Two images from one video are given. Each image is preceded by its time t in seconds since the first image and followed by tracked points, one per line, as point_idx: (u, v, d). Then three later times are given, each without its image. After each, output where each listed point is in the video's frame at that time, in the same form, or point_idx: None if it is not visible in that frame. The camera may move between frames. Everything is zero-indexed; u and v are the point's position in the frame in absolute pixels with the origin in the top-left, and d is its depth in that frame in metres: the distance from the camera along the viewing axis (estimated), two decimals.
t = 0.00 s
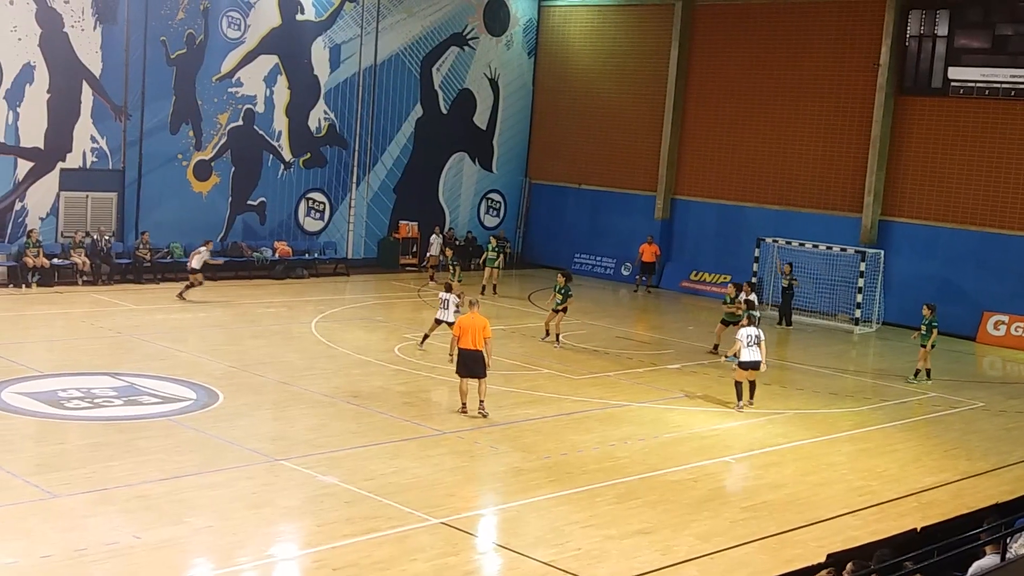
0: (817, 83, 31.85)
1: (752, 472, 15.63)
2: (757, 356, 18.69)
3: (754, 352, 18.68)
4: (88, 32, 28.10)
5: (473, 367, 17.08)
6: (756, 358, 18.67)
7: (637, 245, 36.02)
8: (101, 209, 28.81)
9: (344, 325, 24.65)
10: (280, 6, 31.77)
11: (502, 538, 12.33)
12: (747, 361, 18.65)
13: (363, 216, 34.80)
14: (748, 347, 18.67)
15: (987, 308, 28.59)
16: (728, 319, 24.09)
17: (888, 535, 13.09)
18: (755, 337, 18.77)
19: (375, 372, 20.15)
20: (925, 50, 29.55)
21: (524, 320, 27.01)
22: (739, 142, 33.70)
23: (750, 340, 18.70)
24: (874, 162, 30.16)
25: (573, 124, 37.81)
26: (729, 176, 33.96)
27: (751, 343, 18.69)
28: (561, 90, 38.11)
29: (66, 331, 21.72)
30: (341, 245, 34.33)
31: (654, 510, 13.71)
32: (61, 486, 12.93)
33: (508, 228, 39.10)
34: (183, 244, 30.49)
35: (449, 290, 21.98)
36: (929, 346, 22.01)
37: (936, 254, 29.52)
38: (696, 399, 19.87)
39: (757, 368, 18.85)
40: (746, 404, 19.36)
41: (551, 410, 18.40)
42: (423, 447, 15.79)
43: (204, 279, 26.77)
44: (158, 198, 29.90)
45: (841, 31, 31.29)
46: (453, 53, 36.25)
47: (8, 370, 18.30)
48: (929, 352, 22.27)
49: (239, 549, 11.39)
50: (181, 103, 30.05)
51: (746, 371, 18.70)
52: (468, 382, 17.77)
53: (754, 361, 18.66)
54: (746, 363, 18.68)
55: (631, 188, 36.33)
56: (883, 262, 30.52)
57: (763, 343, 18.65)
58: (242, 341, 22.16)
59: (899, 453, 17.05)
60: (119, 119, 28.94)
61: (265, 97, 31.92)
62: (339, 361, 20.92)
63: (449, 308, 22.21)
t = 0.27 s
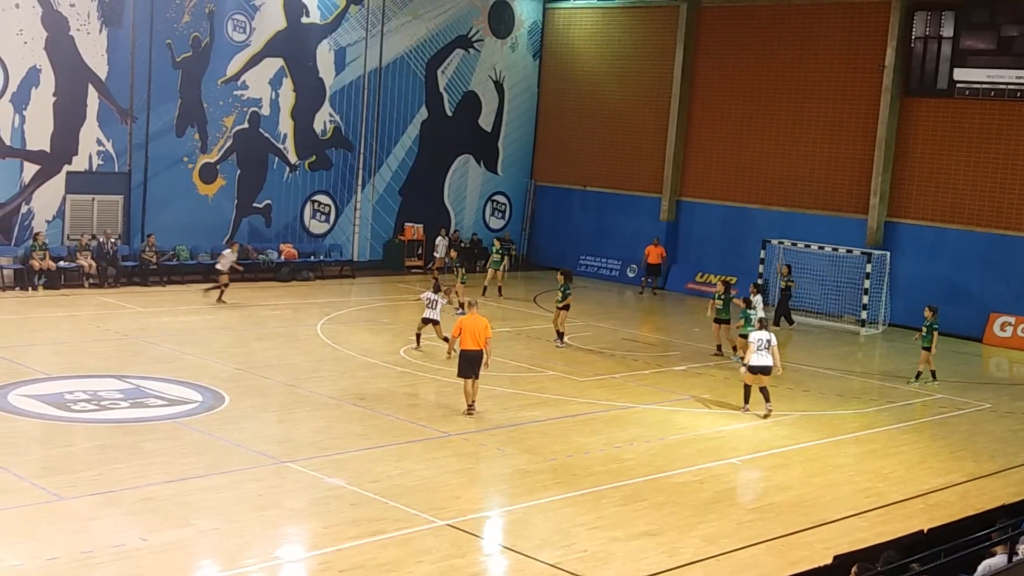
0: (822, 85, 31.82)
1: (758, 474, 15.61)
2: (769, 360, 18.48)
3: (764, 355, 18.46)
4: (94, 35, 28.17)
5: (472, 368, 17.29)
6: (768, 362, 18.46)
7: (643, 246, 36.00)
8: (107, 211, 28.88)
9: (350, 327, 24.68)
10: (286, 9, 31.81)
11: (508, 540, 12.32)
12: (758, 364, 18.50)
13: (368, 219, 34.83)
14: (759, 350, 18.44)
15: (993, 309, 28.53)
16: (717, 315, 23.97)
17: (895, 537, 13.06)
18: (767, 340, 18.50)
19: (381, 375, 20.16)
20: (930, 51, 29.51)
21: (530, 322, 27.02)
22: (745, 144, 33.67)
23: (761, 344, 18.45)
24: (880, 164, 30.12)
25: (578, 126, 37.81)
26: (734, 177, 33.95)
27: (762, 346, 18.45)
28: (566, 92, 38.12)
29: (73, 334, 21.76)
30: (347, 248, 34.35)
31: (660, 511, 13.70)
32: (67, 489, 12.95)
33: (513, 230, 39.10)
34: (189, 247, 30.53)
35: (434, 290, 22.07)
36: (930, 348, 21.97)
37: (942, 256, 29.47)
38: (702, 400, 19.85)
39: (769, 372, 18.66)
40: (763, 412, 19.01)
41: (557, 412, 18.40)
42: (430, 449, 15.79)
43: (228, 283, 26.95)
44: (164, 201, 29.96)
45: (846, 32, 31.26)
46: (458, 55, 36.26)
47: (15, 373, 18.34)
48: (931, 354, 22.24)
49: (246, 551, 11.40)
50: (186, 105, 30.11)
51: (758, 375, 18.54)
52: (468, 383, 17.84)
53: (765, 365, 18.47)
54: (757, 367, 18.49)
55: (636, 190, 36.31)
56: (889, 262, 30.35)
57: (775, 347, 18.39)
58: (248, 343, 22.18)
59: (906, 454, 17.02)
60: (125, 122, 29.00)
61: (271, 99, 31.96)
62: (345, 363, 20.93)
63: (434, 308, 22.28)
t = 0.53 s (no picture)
0: (822, 87, 31.83)
1: (757, 477, 15.60)
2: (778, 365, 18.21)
3: (774, 360, 18.17)
4: (95, 37, 28.20)
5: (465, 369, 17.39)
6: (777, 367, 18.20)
7: (643, 249, 36.01)
8: (107, 214, 28.88)
9: (349, 330, 24.67)
10: (286, 11, 31.83)
11: (507, 543, 12.32)
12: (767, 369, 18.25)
13: (368, 221, 34.84)
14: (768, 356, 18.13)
15: (993, 311, 28.50)
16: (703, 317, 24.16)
17: (894, 540, 13.06)
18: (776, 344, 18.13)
19: (380, 377, 20.16)
20: (930, 54, 29.52)
21: (530, 325, 27.02)
22: (745, 146, 33.67)
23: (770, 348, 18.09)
24: (880, 166, 30.12)
25: (579, 129, 37.82)
26: (734, 180, 33.95)
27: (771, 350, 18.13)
28: (566, 94, 38.13)
29: (72, 336, 21.75)
30: (347, 250, 34.35)
31: (659, 514, 13.69)
32: (67, 492, 12.95)
33: (513, 232, 39.11)
34: (189, 249, 30.53)
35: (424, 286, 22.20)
36: (924, 349, 21.97)
37: (942, 258, 29.45)
38: (701, 403, 19.85)
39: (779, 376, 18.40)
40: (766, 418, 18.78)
41: (556, 415, 18.39)
42: (429, 452, 15.79)
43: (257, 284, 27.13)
44: (164, 203, 29.97)
45: (846, 34, 31.26)
46: (458, 58, 36.28)
47: (14, 376, 18.33)
48: (924, 356, 22.26)
49: (245, 554, 11.39)
50: (187, 108, 30.13)
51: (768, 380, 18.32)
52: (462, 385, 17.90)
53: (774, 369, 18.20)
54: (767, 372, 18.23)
55: (636, 192, 36.31)
56: (889, 265, 30.31)
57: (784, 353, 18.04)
58: (247, 346, 22.18)
59: (905, 457, 17.02)
60: (126, 124, 29.02)
61: (271, 102, 31.98)
62: (344, 366, 20.92)
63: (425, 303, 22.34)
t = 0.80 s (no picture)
0: (817, 93, 31.90)
1: (753, 483, 15.61)
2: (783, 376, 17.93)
3: (779, 371, 17.89)
4: (90, 44, 28.21)
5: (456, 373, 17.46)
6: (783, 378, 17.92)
7: (639, 255, 36.04)
8: (103, 220, 28.86)
9: (346, 336, 24.65)
10: (283, 18, 31.86)
11: (504, 550, 12.30)
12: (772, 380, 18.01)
13: (365, 227, 34.83)
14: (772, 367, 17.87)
15: (988, 317, 28.58)
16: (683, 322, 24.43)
17: (890, 546, 13.05)
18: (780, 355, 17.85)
19: (377, 384, 20.14)
20: (925, 60, 29.60)
21: (526, 331, 27.02)
22: (741, 152, 33.72)
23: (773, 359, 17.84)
24: (875, 172, 30.18)
25: (574, 135, 37.86)
26: (730, 186, 34.00)
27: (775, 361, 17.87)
28: (562, 101, 38.18)
29: (68, 343, 21.73)
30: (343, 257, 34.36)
31: (656, 520, 13.68)
32: (62, 499, 12.92)
33: (509, 238, 39.13)
34: (185, 256, 30.52)
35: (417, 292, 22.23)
36: (916, 354, 22.01)
37: (938, 264, 29.50)
38: (698, 409, 19.84)
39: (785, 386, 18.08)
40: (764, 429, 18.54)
41: (552, 421, 18.38)
42: (425, 458, 15.78)
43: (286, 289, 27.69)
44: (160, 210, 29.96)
45: (841, 41, 31.34)
46: (454, 64, 36.33)
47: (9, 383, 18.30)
48: (915, 361, 22.32)
49: (241, 561, 11.37)
50: (182, 115, 30.13)
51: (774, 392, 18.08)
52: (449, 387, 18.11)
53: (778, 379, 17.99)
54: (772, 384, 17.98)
55: (632, 198, 36.35)
56: (885, 270, 30.43)
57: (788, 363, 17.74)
58: (244, 352, 22.16)
59: (901, 463, 17.03)
60: (121, 131, 29.02)
61: (267, 108, 31.98)
62: (340, 373, 20.91)
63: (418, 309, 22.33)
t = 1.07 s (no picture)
0: (812, 95, 31.95)
1: (747, 484, 15.63)
2: (787, 379, 17.60)
3: (782, 374, 17.60)
4: (85, 45, 28.17)
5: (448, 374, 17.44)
6: (786, 380, 17.60)
7: (634, 256, 36.05)
8: (98, 221, 28.82)
9: (341, 338, 24.62)
10: (278, 19, 31.84)
11: (498, 551, 12.30)
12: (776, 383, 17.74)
13: (359, 229, 34.81)
14: (773, 369, 17.61)
15: (982, 319, 28.64)
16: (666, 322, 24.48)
17: (884, 548, 13.07)
18: (782, 357, 17.56)
19: (371, 385, 20.13)
20: (920, 62, 29.66)
21: (521, 332, 27.01)
22: (736, 154, 33.76)
23: (774, 361, 17.58)
24: (869, 174, 30.23)
25: (569, 137, 37.88)
26: (724, 188, 34.04)
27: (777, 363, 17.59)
28: (557, 102, 38.20)
29: (62, 344, 21.70)
30: (337, 258, 34.33)
31: (650, 522, 13.69)
32: (55, 500, 12.90)
33: (504, 240, 39.12)
34: (179, 257, 30.48)
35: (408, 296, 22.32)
36: (906, 356, 22.04)
37: (932, 266, 29.54)
38: (692, 411, 19.86)
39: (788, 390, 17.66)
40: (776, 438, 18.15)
41: (547, 423, 18.38)
42: (419, 460, 15.77)
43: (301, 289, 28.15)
44: (154, 211, 29.92)
45: (836, 43, 31.39)
46: (449, 66, 36.34)
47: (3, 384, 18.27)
48: (905, 362, 22.36)
49: (235, 562, 11.35)
50: (177, 116, 30.10)
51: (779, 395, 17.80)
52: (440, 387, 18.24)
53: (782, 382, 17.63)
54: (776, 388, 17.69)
55: (627, 200, 36.37)
56: (879, 273, 30.41)
57: (789, 365, 17.44)
58: (238, 354, 22.14)
59: (894, 464, 17.06)
60: (116, 132, 28.98)
61: (262, 109, 31.96)
62: (335, 374, 20.91)
63: (410, 310, 22.38)
